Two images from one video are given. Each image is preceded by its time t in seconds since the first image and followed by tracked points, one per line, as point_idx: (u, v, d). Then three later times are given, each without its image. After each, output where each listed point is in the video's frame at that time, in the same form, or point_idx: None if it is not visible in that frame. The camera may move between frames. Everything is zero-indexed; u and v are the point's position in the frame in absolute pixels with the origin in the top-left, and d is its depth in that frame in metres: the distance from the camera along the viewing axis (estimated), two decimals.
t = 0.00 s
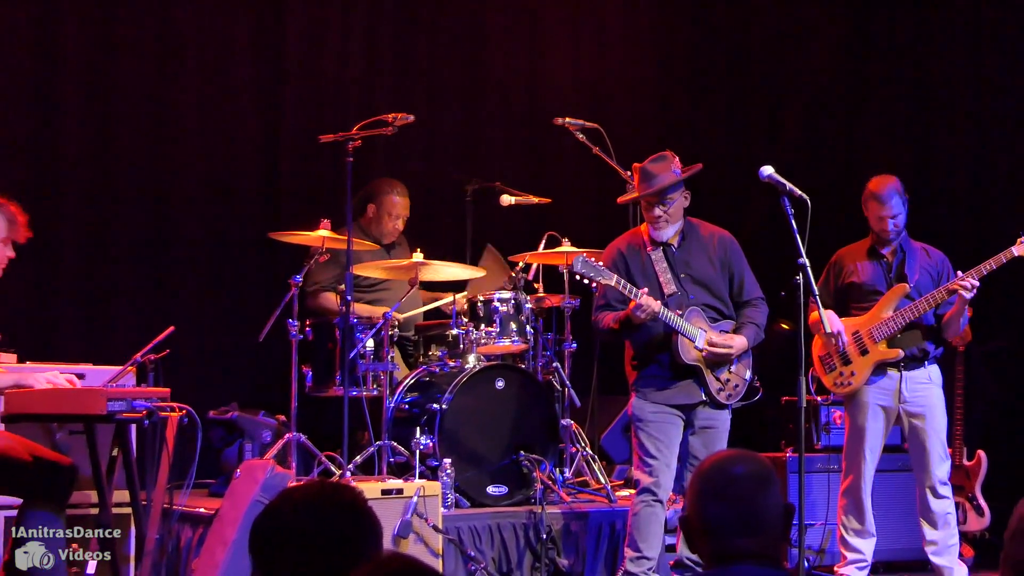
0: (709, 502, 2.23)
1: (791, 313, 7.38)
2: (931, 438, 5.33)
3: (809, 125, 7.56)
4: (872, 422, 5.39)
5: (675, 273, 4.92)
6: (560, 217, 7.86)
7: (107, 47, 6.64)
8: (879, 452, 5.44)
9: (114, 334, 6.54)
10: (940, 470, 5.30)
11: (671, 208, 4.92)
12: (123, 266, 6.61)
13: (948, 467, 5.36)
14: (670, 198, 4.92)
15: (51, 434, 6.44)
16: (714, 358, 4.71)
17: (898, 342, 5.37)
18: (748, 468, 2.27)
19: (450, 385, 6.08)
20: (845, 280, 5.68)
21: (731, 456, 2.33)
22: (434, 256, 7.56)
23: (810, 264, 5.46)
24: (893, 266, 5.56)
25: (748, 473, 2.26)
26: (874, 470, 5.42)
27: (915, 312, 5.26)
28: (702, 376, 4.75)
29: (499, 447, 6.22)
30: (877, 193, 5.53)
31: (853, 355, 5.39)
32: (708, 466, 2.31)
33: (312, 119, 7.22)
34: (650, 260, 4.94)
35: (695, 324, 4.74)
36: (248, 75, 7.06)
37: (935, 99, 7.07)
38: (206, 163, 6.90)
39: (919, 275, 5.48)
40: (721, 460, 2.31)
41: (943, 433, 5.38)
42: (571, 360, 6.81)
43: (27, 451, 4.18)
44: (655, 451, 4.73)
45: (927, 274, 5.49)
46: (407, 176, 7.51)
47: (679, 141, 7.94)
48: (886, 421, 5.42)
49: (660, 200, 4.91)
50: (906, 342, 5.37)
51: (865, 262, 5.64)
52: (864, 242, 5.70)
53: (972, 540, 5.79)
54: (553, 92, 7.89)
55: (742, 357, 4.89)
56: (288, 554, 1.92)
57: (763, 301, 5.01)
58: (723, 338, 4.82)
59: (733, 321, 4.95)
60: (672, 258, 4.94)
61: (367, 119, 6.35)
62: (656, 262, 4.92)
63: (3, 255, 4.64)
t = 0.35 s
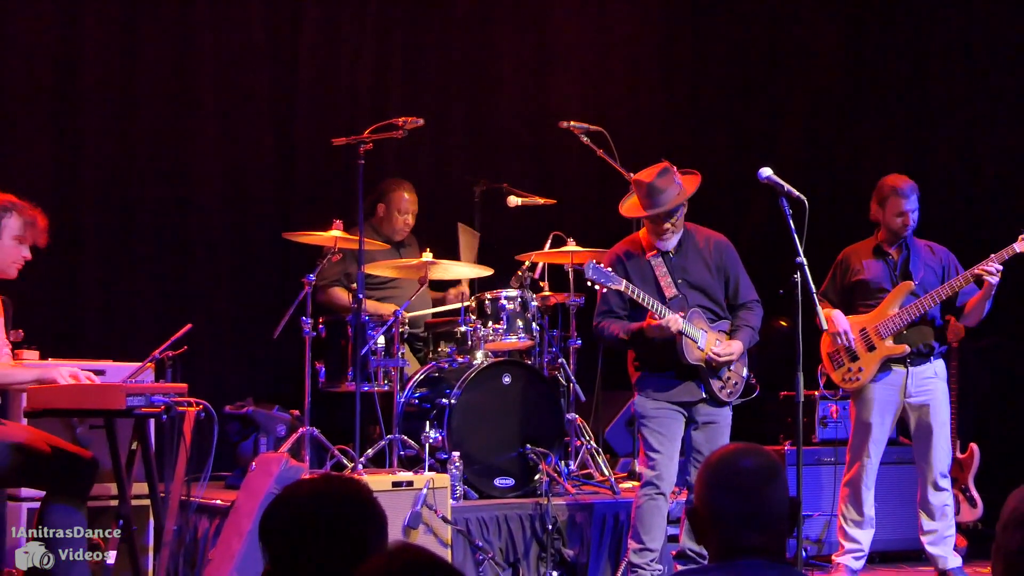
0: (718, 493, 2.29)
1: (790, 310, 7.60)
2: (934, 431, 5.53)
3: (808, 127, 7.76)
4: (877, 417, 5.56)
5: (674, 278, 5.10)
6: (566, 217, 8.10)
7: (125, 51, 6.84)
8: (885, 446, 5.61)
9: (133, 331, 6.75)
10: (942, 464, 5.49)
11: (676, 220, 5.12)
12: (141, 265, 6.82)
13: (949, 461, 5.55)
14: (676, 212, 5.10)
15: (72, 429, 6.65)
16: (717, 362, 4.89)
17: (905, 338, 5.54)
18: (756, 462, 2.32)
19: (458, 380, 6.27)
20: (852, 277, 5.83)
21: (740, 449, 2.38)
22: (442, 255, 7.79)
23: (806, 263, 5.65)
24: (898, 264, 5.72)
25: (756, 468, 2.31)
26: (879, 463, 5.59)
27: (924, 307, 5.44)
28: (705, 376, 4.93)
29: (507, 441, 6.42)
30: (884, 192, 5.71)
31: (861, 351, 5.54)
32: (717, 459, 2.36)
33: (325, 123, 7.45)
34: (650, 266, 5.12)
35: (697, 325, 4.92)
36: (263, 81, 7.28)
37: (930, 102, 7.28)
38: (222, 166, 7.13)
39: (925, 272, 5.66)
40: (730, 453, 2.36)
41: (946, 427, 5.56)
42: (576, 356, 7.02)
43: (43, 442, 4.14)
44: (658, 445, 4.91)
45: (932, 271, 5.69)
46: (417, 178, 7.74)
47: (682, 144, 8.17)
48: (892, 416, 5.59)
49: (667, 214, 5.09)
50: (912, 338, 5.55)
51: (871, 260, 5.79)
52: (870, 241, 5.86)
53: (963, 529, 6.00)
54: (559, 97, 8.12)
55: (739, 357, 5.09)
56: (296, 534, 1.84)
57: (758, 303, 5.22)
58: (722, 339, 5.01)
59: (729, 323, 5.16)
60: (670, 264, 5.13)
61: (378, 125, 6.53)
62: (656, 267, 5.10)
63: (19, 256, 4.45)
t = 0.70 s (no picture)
0: (715, 488, 2.33)
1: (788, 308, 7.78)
2: (939, 425, 5.68)
3: (806, 130, 7.96)
4: (882, 413, 5.74)
5: (677, 275, 5.27)
6: (570, 218, 8.32)
7: (141, 57, 7.04)
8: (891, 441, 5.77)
9: (149, 330, 6.94)
10: (945, 459, 5.64)
11: (680, 217, 5.29)
12: (157, 265, 7.01)
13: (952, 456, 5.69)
14: (680, 209, 5.28)
15: (90, 425, 6.84)
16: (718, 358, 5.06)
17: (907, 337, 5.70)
18: (751, 457, 2.36)
19: (465, 376, 6.44)
20: (860, 277, 6.00)
21: (735, 445, 2.43)
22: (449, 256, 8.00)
23: (804, 263, 5.81)
24: (904, 265, 5.86)
25: (752, 462, 2.35)
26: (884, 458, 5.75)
27: (923, 307, 5.57)
28: (704, 373, 5.10)
29: (513, 436, 6.61)
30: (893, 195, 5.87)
31: (865, 349, 5.72)
32: (713, 454, 2.40)
33: (335, 127, 7.67)
34: (653, 262, 5.29)
35: (697, 323, 5.09)
36: (275, 86, 7.50)
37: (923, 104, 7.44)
38: (235, 170, 7.33)
39: (929, 273, 5.78)
40: (725, 448, 2.41)
41: (950, 421, 5.72)
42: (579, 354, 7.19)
43: (55, 435, 4.14)
44: (658, 440, 5.08)
45: (937, 272, 5.80)
46: (424, 181, 7.95)
47: (683, 148, 8.40)
48: (897, 412, 5.77)
49: (671, 211, 5.27)
50: (913, 337, 5.70)
51: (879, 261, 5.95)
52: (881, 243, 6.02)
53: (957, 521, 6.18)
54: (562, 102, 8.35)
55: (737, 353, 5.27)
56: (304, 515, 1.97)
57: (756, 301, 5.41)
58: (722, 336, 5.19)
59: (729, 319, 5.34)
60: (673, 261, 5.30)
61: (386, 128, 6.69)
62: (660, 264, 5.27)
63: (37, 260, 4.51)
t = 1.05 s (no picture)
0: (713, 481, 2.32)
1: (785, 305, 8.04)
2: (936, 419, 5.84)
3: (804, 132, 8.17)
4: (880, 408, 5.92)
5: (680, 265, 5.50)
6: (574, 218, 8.56)
7: (159, 64, 7.29)
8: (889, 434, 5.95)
9: (167, 328, 7.19)
10: (940, 453, 5.81)
11: (676, 203, 5.53)
12: (174, 265, 7.26)
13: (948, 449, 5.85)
14: (675, 194, 5.52)
15: (110, 419, 7.10)
16: (718, 348, 5.26)
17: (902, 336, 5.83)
18: (747, 450, 2.37)
19: (472, 372, 6.67)
20: (867, 276, 6.19)
21: (731, 439, 2.43)
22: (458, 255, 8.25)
23: (800, 263, 6.01)
24: (906, 267, 5.98)
25: (748, 455, 2.35)
26: (882, 451, 5.93)
27: (915, 307, 5.68)
28: (705, 364, 5.30)
29: (520, 430, 6.82)
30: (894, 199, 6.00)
31: (862, 346, 5.92)
32: (710, 448, 2.40)
33: (346, 131, 7.90)
34: (658, 252, 5.52)
35: (701, 312, 5.30)
36: (287, 91, 7.74)
37: (917, 106, 7.63)
38: (249, 172, 7.58)
39: (930, 274, 5.87)
40: (722, 442, 2.41)
41: (948, 416, 5.87)
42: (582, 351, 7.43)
43: (78, 429, 4.34)
44: (657, 434, 5.30)
45: (938, 273, 5.88)
46: (432, 182, 8.20)
47: (685, 150, 8.60)
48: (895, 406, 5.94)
49: (666, 194, 5.52)
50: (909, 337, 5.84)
51: (885, 262, 6.10)
52: (888, 245, 6.16)
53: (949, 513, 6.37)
54: (566, 105, 8.59)
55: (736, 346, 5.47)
56: (310, 511, 1.96)
57: (755, 296, 5.64)
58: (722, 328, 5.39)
59: (729, 312, 5.56)
60: (677, 253, 5.53)
61: (395, 133, 6.88)
62: (664, 254, 5.50)
63: (61, 257, 4.77)
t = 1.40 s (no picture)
0: (712, 474, 2.33)
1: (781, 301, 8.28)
2: (927, 413, 5.98)
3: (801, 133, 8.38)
4: (871, 402, 6.11)
5: (685, 259, 5.69)
6: (577, 216, 8.81)
7: (175, 67, 7.50)
8: (881, 427, 6.12)
9: (182, 325, 7.39)
10: (933, 446, 5.95)
11: (682, 200, 5.73)
12: (189, 263, 7.48)
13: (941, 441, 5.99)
14: (681, 192, 5.73)
15: (127, 412, 7.31)
16: (720, 339, 5.45)
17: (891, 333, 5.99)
18: (746, 442, 2.37)
19: (478, 366, 6.87)
20: (867, 273, 6.37)
21: (730, 430, 2.43)
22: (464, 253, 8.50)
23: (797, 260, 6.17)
24: (900, 264, 6.11)
25: (746, 447, 2.36)
26: (875, 444, 6.11)
27: (900, 306, 5.82)
28: (706, 355, 5.49)
29: (524, 422, 7.03)
30: (887, 198, 6.14)
31: (857, 342, 6.15)
32: (709, 441, 2.40)
33: (356, 133, 8.16)
34: (662, 245, 5.71)
35: (705, 304, 5.50)
36: (299, 94, 7.97)
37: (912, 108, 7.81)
38: (261, 173, 7.80)
39: (921, 271, 5.97)
40: (721, 434, 2.41)
41: (939, 410, 5.99)
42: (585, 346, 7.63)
43: (94, 422, 4.55)
44: (657, 426, 5.49)
45: (929, 270, 5.97)
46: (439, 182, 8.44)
47: (685, 150, 8.82)
48: (887, 400, 6.10)
49: (672, 192, 5.70)
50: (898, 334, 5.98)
51: (883, 260, 6.26)
52: (889, 241, 6.30)
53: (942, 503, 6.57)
54: (570, 107, 8.84)
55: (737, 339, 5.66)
56: (318, 508, 1.96)
57: (755, 291, 5.84)
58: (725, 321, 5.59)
59: (731, 307, 5.76)
60: (681, 247, 5.72)
61: (404, 134, 7.07)
62: (669, 248, 5.69)
63: (71, 249, 4.86)
